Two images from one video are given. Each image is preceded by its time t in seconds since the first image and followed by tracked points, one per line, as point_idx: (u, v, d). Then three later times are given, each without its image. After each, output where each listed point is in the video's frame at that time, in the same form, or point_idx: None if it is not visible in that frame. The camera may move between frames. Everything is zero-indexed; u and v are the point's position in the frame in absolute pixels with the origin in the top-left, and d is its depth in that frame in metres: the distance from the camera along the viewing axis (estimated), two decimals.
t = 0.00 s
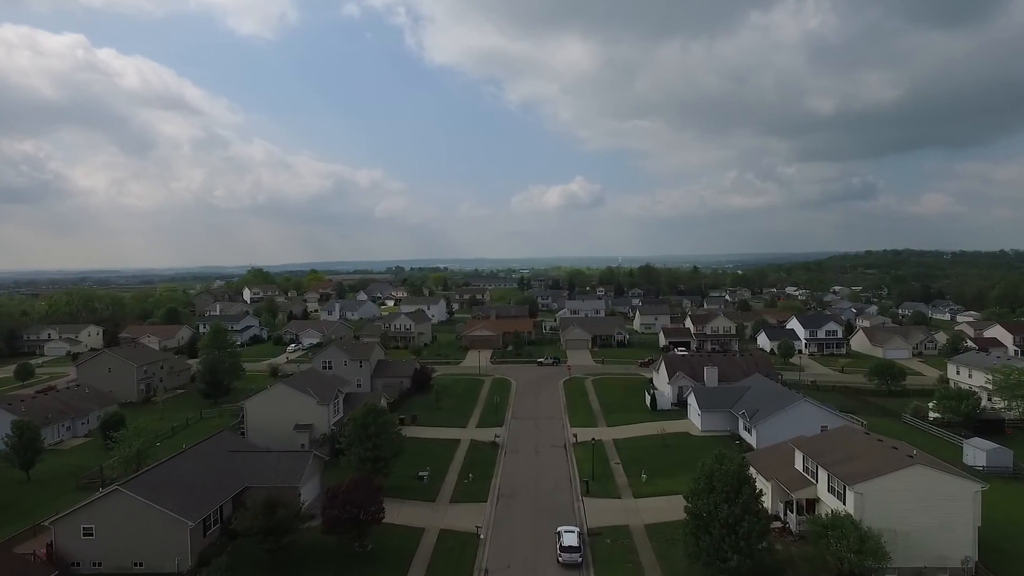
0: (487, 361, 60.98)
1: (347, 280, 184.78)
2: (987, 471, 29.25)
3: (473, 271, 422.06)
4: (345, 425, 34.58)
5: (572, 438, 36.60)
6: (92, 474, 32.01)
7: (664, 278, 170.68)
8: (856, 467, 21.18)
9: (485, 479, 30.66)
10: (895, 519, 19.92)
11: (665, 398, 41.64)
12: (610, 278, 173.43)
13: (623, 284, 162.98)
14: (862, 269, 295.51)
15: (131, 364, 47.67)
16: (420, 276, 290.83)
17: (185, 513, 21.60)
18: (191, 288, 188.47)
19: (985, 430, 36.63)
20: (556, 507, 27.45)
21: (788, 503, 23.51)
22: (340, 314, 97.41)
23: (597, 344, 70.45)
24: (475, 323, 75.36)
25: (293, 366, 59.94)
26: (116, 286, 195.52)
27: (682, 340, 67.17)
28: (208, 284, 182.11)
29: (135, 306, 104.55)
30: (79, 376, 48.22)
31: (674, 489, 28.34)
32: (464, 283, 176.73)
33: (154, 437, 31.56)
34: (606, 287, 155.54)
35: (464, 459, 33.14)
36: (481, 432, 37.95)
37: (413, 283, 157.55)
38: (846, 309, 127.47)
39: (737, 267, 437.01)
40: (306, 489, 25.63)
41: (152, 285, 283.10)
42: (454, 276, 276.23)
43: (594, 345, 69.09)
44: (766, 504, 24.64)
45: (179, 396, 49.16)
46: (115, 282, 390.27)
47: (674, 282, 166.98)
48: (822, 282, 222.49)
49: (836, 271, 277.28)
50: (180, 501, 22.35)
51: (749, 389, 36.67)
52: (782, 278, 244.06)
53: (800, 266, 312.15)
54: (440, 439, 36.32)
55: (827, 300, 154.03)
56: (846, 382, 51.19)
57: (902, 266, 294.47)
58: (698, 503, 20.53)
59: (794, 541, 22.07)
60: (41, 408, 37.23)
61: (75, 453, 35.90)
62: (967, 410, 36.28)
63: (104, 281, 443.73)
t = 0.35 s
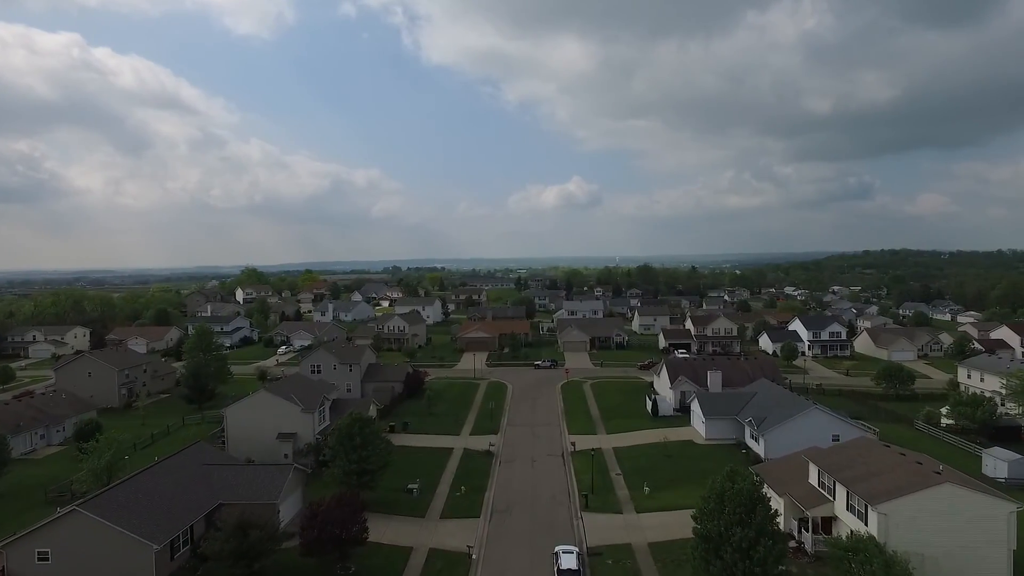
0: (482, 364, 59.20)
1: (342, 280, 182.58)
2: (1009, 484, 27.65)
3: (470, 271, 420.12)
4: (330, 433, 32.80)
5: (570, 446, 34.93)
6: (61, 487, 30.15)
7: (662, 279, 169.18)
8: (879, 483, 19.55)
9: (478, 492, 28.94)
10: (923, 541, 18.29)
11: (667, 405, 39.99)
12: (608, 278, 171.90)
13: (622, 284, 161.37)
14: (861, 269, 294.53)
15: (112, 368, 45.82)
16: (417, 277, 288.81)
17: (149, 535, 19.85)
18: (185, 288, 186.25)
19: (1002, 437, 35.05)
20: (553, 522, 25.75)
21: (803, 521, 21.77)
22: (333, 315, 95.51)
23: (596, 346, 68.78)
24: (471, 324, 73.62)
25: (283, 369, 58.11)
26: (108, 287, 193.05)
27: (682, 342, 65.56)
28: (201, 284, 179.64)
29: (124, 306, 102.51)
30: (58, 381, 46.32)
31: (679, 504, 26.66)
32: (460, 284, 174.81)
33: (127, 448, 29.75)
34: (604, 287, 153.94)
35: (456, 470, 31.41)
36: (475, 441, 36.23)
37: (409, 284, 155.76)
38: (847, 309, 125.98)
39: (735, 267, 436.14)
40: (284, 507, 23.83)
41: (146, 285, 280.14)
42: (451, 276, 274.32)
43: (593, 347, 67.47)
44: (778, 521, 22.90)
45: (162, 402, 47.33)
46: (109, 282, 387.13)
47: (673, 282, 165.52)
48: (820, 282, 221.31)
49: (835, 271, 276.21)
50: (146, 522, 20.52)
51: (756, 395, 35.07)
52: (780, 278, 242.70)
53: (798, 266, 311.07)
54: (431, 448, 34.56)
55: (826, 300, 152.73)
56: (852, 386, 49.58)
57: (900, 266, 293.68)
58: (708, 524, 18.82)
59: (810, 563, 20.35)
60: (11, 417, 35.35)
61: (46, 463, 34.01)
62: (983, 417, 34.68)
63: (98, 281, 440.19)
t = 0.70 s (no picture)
0: (479, 367, 57.48)
1: (339, 281, 180.77)
2: None
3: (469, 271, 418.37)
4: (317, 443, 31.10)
5: (570, 456, 33.25)
6: (29, 501, 28.36)
7: (662, 279, 167.56)
8: (910, 503, 17.88)
9: (473, 506, 27.25)
10: (959, 568, 16.64)
11: (671, 411, 38.30)
12: (608, 278, 170.31)
13: (622, 284, 159.76)
14: (861, 268, 293.15)
15: (94, 372, 44.10)
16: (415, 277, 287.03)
17: (111, 561, 18.03)
18: (180, 289, 184.43)
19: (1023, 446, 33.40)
20: (552, 540, 24.06)
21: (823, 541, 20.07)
22: (328, 316, 93.73)
23: (596, 348, 67.12)
24: (468, 325, 71.92)
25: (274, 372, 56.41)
26: (102, 287, 191.21)
27: (684, 344, 63.93)
28: (196, 284, 177.74)
29: (116, 307, 100.67)
30: (38, 386, 44.58)
31: (687, 520, 24.97)
32: (458, 283, 173.18)
33: (100, 460, 28.01)
34: (604, 288, 152.27)
35: (450, 483, 29.70)
36: (471, 450, 34.55)
37: (406, 284, 154.01)
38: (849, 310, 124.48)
39: (735, 266, 434.86)
40: (262, 526, 22.12)
41: (142, 285, 278.22)
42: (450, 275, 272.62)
43: (593, 349, 65.80)
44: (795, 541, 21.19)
45: (147, 407, 45.60)
46: (106, 282, 384.82)
47: (673, 282, 163.98)
48: (821, 282, 219.82)
49: (836, 271, 274.82)
50: (109, 544, 18.74)
51: (766, 402, 33.41)
52: (781, 278, 241.17)
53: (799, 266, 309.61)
54: (424, 458, 32.86)
55: (828, 300, 151.22)
56: (862, 390, 47.95)
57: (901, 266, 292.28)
58: (724, 550, 17.12)
59: None
60: None
61: (19, 474, 32.28)
62: (1004, 425, 33.03)
63: (95, 280, 438.04)
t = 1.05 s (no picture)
0: (477, 370, 55.74)
1: (337, 281, 179.11)
2: None
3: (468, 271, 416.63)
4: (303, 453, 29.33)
5: (572, 466, 31.53)
6: None
7: (663, 279, 165.91)
8: (951, 529, 16.15)
9: (468, 523, 25.52)
10: None
11: (677, 419, 36.56)
12: (608, 279, 168.69)
13: (622, 284, 158.04)
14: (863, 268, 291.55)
15: (77, 377, 42.38)
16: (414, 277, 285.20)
17: None
18: (176, 290, 182.56)
19: None
20: (552, 561, 22.34)
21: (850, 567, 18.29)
22: (324, 317, 92.02)
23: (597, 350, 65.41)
24: (467, 327, 70.22)
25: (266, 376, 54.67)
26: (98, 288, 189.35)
27: (688, 346, 62.23)
28: (191, 285, 175.92)
29: (109, 308, 98.94)
30: (19, 391, 42.86)
31: (699, 538, 23.24)
32: (458, 284, 171.34)
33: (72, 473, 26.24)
34: (604, 288, 150.48)
35: (444, 496, 27.99)
36: (467, 460, 32.83)
37: (405, 284, 152.23)
38: (854, 310, 122.80)
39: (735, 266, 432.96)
40: (237, 548, 20.38)
41: (139, 285, 276.45)
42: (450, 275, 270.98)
43: (594, 352, 64.11)
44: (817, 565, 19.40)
45: (131, 413, 43.85)
46: (105, 282, 383.40)
47: (674, 282, 162.33)
48: (823, 282, 218.16)
49: (837, 270, 273.27)
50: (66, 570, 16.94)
51: (777, 410, 31.78)
52: (782, 278, 239.40)
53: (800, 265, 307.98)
54: (417, 470, 31.13)
55: (831, 301, 149.50)
56: (874, 394, 46.22)
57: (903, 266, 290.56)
58: None
59: None
60: None
61: None
62: None
63: (94, 280, 436.64)
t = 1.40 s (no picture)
0: (474, 374, 54.05)
1: (334, 281, 177.43)
2: None
3: (467, 271, 414.79)
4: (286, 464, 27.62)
5: (572, 478, 29.88)
6: None
7: (664, 279, 164.28)
8: (999, 560, 14.44)
9: (462, 542, 23.79)
10: None
11: (684, 428, 34.64)
12: (608, 279, 167.07)
13: (623, 284, 156.37)
14: (864, 268, 289.96)
15: (57, 382, 40.73)
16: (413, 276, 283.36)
17: None
18: (172, 290, 180.92)
19: None
20: None
21: None
22: (320, 318, 90.30)
23: (598, 353, 63.75)
24: (464, 328, 68.54)
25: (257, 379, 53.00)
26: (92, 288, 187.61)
27: (692, 348, 60.58)
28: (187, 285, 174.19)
29: (100, 308, 97.19)
30: None
31: (711, 559, 21.59)
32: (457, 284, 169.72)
33: (39, 488, 24.55)
34: (605, 288, 148.83)
35: (437, 512, 26.30)
36: (462, 471, 31.12)
37: (403, 284, 150.50)
38: (858, 311, 121.03)
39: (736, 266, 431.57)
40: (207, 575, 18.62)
41: (136, 285, 274.86)
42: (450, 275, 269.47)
43: (595, 354, 62.47)
44: None
45: (114, 420, 42.16)
46: (103, 283, 381.72)
47: (675, 282, 160.73)
48: (825, 282, 216.52)
49: (838, 270, 271.66)
50: None
51: (790, 418, 30.07)
52: (784, 277, 237.62)
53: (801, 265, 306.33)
54: (410, 482, 29.41)
55: (834, 301, 147.75)
56: (885, 400, 44.56)
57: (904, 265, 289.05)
58: None
59: None
60: None
61: None
62: None
63: (92, 281, 434.83)
